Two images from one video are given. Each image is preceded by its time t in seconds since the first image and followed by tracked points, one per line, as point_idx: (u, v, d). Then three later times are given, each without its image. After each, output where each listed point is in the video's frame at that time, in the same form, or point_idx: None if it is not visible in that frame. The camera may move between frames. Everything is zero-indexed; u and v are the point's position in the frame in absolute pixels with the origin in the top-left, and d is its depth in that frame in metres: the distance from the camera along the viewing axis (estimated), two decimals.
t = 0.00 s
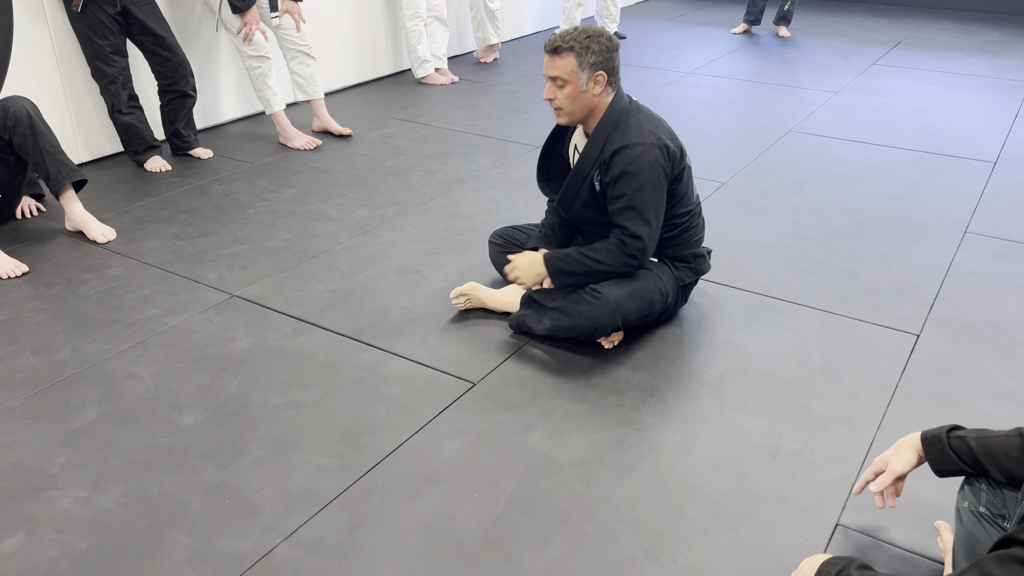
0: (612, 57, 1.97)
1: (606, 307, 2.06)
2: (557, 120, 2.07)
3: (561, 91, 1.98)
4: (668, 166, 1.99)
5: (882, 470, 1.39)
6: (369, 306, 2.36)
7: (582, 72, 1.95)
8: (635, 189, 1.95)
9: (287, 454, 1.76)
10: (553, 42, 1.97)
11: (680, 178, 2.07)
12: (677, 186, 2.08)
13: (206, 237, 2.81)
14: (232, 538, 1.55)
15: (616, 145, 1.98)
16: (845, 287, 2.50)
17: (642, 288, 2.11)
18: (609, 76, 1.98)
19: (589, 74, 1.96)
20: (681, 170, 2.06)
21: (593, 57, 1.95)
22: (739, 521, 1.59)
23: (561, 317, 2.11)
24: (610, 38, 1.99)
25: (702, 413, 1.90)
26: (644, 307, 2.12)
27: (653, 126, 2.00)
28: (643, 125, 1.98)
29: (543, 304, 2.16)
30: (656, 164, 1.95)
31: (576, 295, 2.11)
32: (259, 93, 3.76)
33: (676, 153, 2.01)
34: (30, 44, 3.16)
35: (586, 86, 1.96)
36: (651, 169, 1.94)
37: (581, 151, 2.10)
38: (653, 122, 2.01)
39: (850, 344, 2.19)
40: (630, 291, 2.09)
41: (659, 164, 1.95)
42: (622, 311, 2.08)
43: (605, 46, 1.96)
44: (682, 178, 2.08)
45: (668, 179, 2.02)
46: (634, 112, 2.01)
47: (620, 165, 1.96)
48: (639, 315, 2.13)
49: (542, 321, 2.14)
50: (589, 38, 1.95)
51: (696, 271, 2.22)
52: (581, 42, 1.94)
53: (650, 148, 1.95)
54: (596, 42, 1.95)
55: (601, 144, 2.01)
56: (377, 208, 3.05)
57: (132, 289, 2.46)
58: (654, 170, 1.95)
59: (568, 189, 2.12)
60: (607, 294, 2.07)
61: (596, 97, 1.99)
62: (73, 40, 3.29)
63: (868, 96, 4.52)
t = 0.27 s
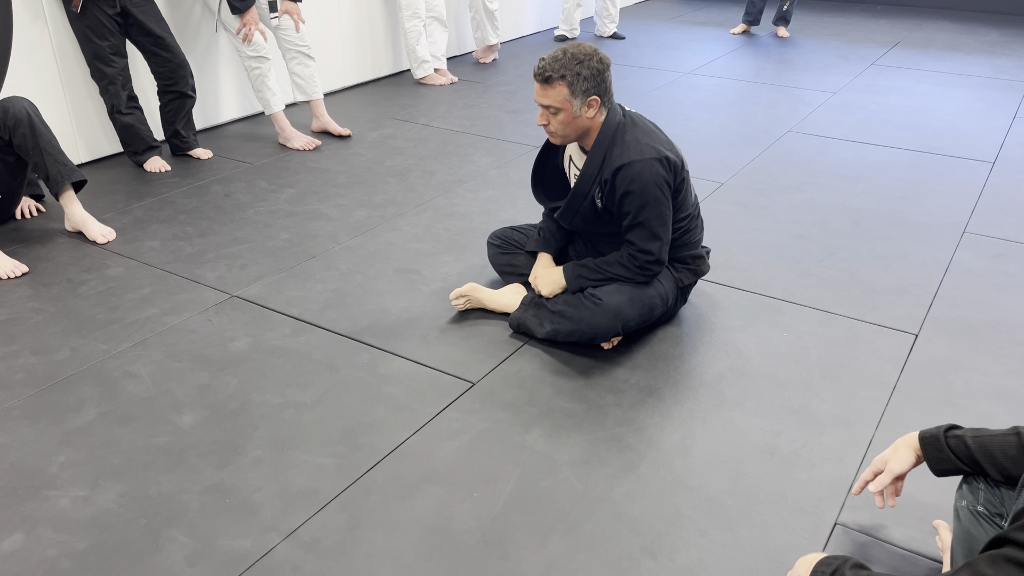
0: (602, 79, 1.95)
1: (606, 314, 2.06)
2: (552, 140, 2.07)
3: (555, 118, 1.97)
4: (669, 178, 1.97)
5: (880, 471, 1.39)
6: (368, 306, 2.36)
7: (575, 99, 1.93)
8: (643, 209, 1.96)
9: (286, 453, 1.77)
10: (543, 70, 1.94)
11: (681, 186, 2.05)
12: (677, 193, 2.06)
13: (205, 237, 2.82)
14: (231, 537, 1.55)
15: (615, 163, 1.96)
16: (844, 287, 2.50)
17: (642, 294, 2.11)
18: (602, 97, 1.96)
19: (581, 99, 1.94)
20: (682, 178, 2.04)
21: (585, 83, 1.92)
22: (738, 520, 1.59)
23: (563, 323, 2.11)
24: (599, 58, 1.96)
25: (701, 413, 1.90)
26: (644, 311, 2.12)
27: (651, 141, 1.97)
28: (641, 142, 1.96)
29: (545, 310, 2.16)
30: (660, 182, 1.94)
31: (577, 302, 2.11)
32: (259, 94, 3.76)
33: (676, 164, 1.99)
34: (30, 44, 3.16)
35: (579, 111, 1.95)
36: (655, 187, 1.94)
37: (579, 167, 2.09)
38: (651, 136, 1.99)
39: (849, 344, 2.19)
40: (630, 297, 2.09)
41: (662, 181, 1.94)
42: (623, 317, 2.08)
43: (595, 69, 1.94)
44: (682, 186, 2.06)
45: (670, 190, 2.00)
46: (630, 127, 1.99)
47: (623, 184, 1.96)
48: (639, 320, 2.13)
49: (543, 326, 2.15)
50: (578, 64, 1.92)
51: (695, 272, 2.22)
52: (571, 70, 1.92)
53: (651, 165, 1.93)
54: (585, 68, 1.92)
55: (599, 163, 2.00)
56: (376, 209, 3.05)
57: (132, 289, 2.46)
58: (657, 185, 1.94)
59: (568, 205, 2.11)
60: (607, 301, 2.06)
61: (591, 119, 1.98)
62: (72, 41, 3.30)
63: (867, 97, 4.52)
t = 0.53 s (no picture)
0: (602, 87, 1.94)
1: (605, 319, 2.06)
2: (551, 147, 2.07)
3: (554, 126, 1.97)
4: (667, 184, 1.98)
5: (879, 470, 1.39)
6: (369, 307, 2.37)
7: (574, 108, 1.93)
8: (641, 214, 1.96)
9: (287, 454, 1.77)
10: (542, 79, 1.94)
11: (680, 190, 2.06)
12: (676, 198, 2.07)
13: (206, 239, 2.82)
14: (232, 538, 1.55)
15: (614, 169, 1.96)
16: (843, 287, 2.51)
17: (641, 298, 2.11)
18: (601, 106, 1.96)
19: (581, 109, 1.94)
20: (680, 183, 2.05)
21: (584, 93, 1.92)
22: (738, 520, 1.60)
23: (562, 327, 2.12)
24: (598, 67, 1.95)
25: (701, 413, 1.91)
26: (643, 315, 2.13)
27: (650, 146, 1.97)
28: (640, 148, 1.96)
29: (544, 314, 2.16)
30: (658, 187, 1.94)
31: (576, 307, 2.11)
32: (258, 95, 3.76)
33: (675, 169, 1.99)
34: (30, 46, 3.16)
35: (578, 120, 1.95)
36: (653, 192, 1.94)
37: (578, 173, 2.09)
38: (649, 142, 1.99)
39: (848, 344, 2.20)
40: (629, 301, 2.09)
41: (660, 186, 1.95)
42: (622, 321, 2.08)
43: (594, 78, 1.93)
44: (681, 190, 2.06)
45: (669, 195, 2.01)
46: (629, 133, 1.99)
47: (621, 190, 1.96)
48: (639, 324, 2.13)
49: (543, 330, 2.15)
50: (577, 73, 1.92)
51: (694, 275, 2.22)
52: (570, 79, 1.92)
53: (650, 171, 1.94)
54: (584, 77, 1.92)
55: (598, 168, 2.00)
56: (376, 209, 3.06)
57: (132, 290, 2.46)
58: (655, 191, 1.94)
59: (566, 211, 2.11)
60: (606, 305, 2.07)
61: (589, 128, 1.98)
62: (72, 42, 3.30)
63: (866, 97, 4.53)
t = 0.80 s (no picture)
0: (605, 85, 1.95)
1: (605, 317, 2.07)
2: (552, 144, 2.08)
3: (556, 122, 1.97)
4: (668, 182, 1.98)
5: (878, 470, 1.40)
6: (369, 307, 2.37)
7: (577, 105, 1.93)
8: (641, 211, 1.96)
9: (287, 454, 1.77)
10: (545, 75, 1.95)
11: (680, 189, 2.06)
12: (676, 196, 2.07)
13: (206, 239, 2.82)
14: (233, 538, 1.56)
15: (615, 166, 1.96)
16: (843, 287, 2.51)
17: (641, 296, 2.12)
18: (604, 104, 1.96)
19: (584, 106, 1.94)
20: (681, 181, 2.05)
21: (587, 89, 1.93)
22: (739, 520, 1.60)
23: (562, 325, 2.12)
24: (603, 65, 1.96)
25: (701, 413, 1.91)
26: (643, 314, 2.13)
27: (651, 144, 1.98)
28: (641, 145, 1.97)
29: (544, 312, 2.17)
30: (658, 184, 1.94)
31: (576, 305, 2.12)
32: (258, 96, 3.77)
33: (676, 167, 1.99)
34: (29, 47, 3.16)
35: (581, 117, 1.95)
36: (654, 189, 1.94)
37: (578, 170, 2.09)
38: (651, 139, 1.99)
39: (848, 344, 2.20)
40: (629, 300, 2.10)
41: (661, 183, 1.95)
42: (622, 320, 2.09)
43: (598, 75, 1.94)
44: (682, 188, 2.07)
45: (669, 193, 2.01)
46: (631, 130, 2.00)
47: (622, 187, 1.96)
48: (638, 323, 2.13)
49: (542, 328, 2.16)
50: (581, 70, 1.93)
51: (694, 274, 2.23)
52: (574, 75, 1.92)
53: (651, 168, 1.94)
54: (589, 74, 1.93)
55: (599, 165, 2.00)
56: (376, 210, 3.06)
57: (132, 290, 2.46)
58: (656, 188, 1.95)
59: (567, 208, 2.11)
60: (605, 304, 2.07)
61: (592, 126, 1.98)
62: (72, 43, 3.30)
63: (866, 97, 4.53)
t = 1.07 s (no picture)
0: (608, 79, 1.95)
1: (604, 315, 2.07)
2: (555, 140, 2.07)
3: (559, 116, 1.97)
4: (668, 177, 1.98)
5: (877, 470, 1.40)
6: (368, 308, 2.37)
7: (579, 98, 1.93)
8: (640, 205, 1.96)
9: (287, 455, 1.77)
10: (548, 68, 1.95)
11: (680, 186, 2.06)
12: (676, 193, 2.07)
13: (206, 240, 2.82)
14: (233, 538, 1.56)
15: (615, 160, 1.96)
16: (842, 287, 2.51)
17: (641, 294, 2.12)
18: (606, 97, 1.96)
19: (586, 99, 1.94)
20: (680, 178, 2.05)
21: (590, 82, 1.93)
22: (738, 520, 1.60)
23: (561, 324, 2.13)
24: (606, 59, 1.96)
25: (700, 413, 1.91)
26: (642, 313, 2.13)
27: (650, 138, 1.98)
28: (641, 139, 1.97)
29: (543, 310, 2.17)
30: (657, 178, 1.95)
31: (575, 303, 2.12)
32: (258, 97, 3.77)
33: (675, 162, 2.00)
34: (29, 48, 3.17)
35: (584, 110, 1.95)
36: (652, 184, 1.94)
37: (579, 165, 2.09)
38: (651, 134, 2.00)
39: (847, 344, 2.20)
40: (628, 298, 2.10)
41: (660, 178, 1.95)
42: (621, 319, 2.09)
43: (601, 69, 1.94)
44: (681, 186, 2.07)
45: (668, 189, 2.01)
46: (631, 125, 2.00)
47: (621, 181, 1.96)
48: (637, 321, 2.13)
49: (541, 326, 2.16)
50: (584, 63, 1.93)
51: (693, 274, 2.23)
52: (577, 68, 1.93)
53: (650, 163, 1.94)
54: (592, 67, 1.93)
55: (599, 159, 2.00)
56: (376, 210, 3.06)
57: (132, 291, 2.47)
58: (655, 183, 1.95)
59: (566, 203, 2.11)
60: (605, 302, 2.07)
61: (594, 119, 1.98)
62: (72, 44, 3.30)
63: (865, 97, 4.53)
